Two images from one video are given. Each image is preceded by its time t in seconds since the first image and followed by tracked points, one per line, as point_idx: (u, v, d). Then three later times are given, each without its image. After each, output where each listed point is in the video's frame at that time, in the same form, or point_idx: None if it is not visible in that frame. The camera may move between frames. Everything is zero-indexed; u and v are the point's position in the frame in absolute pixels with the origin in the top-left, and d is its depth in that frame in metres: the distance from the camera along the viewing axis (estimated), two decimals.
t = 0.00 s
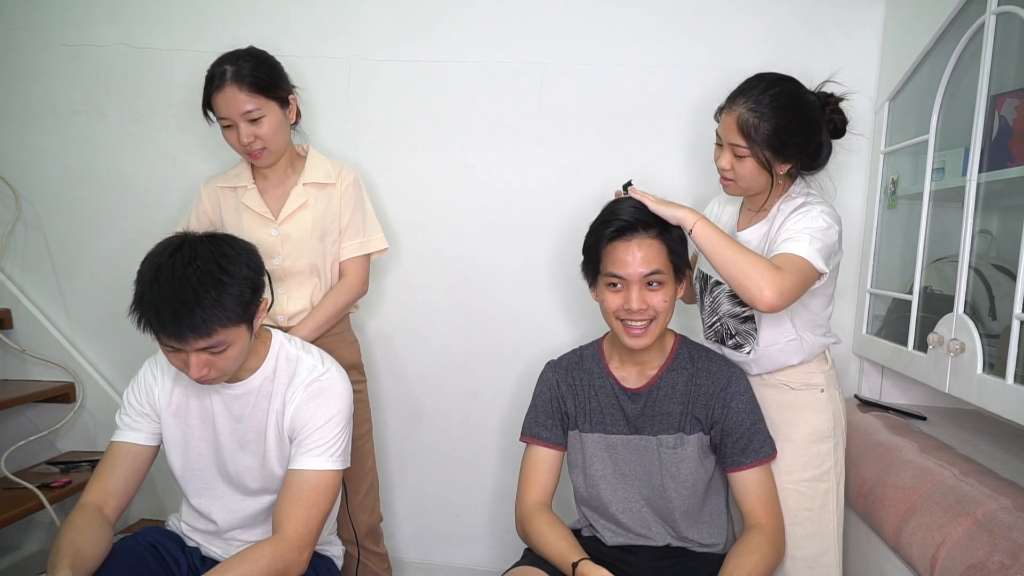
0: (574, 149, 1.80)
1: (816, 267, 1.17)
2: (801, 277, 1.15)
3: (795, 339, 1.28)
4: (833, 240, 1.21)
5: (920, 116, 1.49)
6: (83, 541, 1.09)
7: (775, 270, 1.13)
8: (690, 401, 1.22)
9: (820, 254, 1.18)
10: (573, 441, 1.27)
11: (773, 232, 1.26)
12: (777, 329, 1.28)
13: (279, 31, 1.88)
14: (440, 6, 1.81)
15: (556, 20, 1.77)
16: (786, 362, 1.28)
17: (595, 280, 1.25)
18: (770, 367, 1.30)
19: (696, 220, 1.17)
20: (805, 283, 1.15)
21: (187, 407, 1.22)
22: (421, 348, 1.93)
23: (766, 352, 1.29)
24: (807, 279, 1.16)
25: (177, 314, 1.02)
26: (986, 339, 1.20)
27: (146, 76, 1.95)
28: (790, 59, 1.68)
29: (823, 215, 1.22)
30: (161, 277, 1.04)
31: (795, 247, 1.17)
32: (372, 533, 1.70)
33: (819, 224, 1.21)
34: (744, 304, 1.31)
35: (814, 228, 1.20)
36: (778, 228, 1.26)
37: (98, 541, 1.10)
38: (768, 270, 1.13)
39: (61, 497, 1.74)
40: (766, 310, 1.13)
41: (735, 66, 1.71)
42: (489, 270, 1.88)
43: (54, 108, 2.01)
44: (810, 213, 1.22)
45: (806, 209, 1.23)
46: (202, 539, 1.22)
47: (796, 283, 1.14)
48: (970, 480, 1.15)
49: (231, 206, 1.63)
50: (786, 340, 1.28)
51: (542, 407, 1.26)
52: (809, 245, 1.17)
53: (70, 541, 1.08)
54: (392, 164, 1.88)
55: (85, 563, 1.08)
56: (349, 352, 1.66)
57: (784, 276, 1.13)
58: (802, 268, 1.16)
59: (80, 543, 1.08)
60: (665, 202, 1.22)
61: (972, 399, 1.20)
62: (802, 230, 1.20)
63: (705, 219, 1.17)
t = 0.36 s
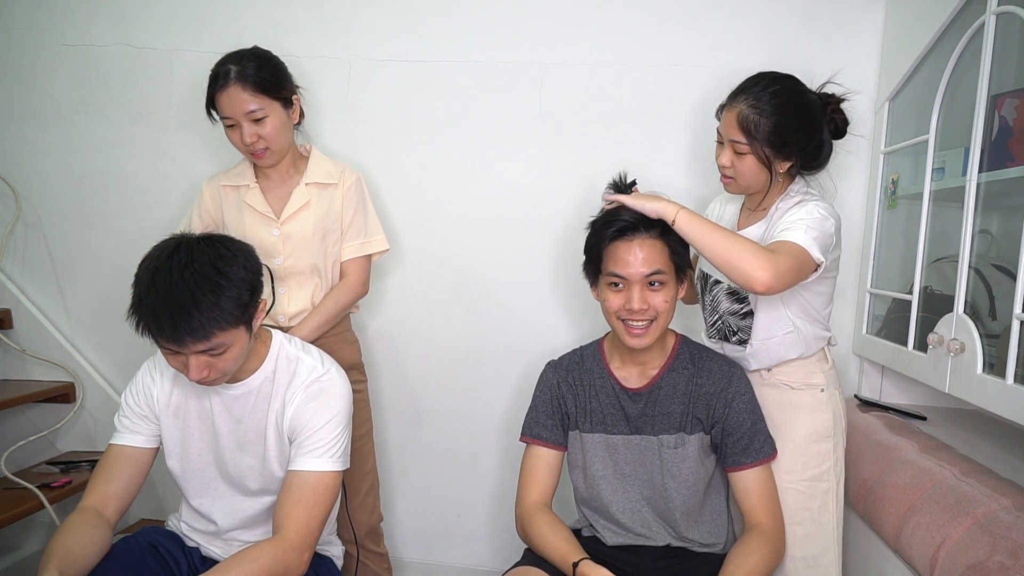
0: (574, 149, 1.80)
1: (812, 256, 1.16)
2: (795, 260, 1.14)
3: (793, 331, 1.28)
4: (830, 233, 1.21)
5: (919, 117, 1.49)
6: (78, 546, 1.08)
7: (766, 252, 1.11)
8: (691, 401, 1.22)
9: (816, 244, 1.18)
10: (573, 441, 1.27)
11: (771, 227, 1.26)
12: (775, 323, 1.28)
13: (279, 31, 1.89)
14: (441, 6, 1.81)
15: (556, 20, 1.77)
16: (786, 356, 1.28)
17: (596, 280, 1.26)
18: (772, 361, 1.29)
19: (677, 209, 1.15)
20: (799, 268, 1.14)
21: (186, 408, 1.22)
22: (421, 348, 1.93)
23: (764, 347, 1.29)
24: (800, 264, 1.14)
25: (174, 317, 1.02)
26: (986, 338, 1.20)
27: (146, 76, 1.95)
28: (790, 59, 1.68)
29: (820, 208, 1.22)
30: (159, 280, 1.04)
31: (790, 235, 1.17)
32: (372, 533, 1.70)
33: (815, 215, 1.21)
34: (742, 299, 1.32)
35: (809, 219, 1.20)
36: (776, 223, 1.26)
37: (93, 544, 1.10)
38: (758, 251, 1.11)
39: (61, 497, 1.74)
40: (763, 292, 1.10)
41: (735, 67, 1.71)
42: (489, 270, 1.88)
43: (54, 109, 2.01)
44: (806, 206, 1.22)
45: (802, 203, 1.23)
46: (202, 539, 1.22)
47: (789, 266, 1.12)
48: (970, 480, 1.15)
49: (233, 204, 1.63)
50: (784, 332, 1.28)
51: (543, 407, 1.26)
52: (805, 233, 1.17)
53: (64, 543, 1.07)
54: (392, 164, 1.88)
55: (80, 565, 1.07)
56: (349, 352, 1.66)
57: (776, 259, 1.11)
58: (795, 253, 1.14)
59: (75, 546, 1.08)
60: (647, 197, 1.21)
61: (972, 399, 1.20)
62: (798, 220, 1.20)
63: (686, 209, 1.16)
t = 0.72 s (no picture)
0: (574, 149, 1.80)
1: (799, 269, 1.16)
2: (780, 275, 1.14)
3: (789, 337, 1.28)
4: (821, 242, 1.20)
5: (919, 117, 1.49)
6: (77, 547, 1.08)
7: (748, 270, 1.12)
8: (692, 401, 1.22)
9: (805, 255, 1.17)
10: (573, 441, 1.27)
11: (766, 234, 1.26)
12: (766, 329, 1.29)
13: (279, 31, 1.89)
14: (441, 6, 1.81)
15: (556, 20, 1.77)
16: (782, 361, 1.29)
17: (597, 280, 1.26)
18: (770, 366, 1.30)
19: (659, 227, 1.14)
20: (784, 282, 1.14)
21: (187, 407, 1.22)
22: (421, 348, 1.93)
23: (759, 353, 1.30)
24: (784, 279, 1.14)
25: (176, 318, 1.02)
26: (986, 339, 1.20)
27: (146, 76, 1.95)
28: (790, 59, 1.69)
29: (812, 217, 1.21)
30: (160, 280, 1.04)
31: (778, 248, 1.17)
32: (371, 533, 1.70)
33: (806, 224, 1.20)
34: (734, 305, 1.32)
35: (800, 229, 1.19)
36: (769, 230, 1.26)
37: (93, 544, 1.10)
38: (739, 269, 1.11)
39: (61, 497, 1.74)
40: (746, 309, 1.11)
41: (735, 67, 1.71)
42: (489, 270, 1.88)
43: (54, 109, 2.01)
44: (796, 215, 1.21)
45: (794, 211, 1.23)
46: (202, 538, 1.22)
47: (773, 282, 1.12)
48: (969, 480, 1.15)
49: (236, 203, 1.63)
50: (780, 339, 1.28)
51: (543, 407, 1.26)
52: (793, 246, 1.17)
53: (65, 543, 1.08)
54: (393, 164, 1.88)
55: (81, 566, 1.07)
56: (349, 352, 1.66)
57: (757, 275, 1.11)
58: (780, 268, 1.14)
59: (75, 546, 1.08)
60: (629, 216, 1.20)
61: (972, 399, 1.21)
62: (787, 231, 1.19)
63: (666, 226, 1.14)
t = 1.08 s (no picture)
0: (574, 149, 1.80)
1: (795, 280, 1.16)
2: (772, 287, 1.13)
3: (791, 342, 1.28)
4: (820, 251, 1.19)
5: (919, 116, 1.49)
6: (79, 546, 1.08)
7: (738, 281, 1.12)
8: (692, 401, 1.22)
9: (802, 266, 1.17)
10: (574, 441, 1.27)
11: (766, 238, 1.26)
12: (769, 333, 1.28)
13: (279, 31, 1.89)
14: (441, 6, 1.81)
15: (556, 20, 1.77)
16: (786, 366, 1.28)
17: (596, 281, 1.26)
18: (772, 370, 1.30)
19: (650, 238, 1.14)
20: (776, 295, 1.14)
21: (188, 407, 1.22)
22: (421, 348, 1.93)
23: (762, 356, 1.29)
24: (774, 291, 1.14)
25: (177, 317, 1.02)
26: (986, 339, 1.20)
27: (146, 76, 1.95)
28: (790, 59, 1.68)
29: (813, 224, 1.21)
30: (160, 279, 1.04)
31: (775, 258, 1.17)
32: (372, 533, 1.70)
33: (806, 233, 1.19)
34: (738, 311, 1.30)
35: (798, 238, 1.19)
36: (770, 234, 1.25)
37: (93, 544, 1.10)
38: (730, 282, 1.11)
39: (61, 497, 1.74)
40: (736, 321, 1.11)
41: (735, 66, 1.71)
42: (489, 270, 1.88)
43: (54, 109, 2.01)
44: (796, 222, 1.21)
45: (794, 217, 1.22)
46: (202, 538, 1.22)
47: (763, 294, 1.12)
48: (969, 480, 1.15)
49: (240, 203, 1.63)
50: (782, 344, 1.28)
51: (543, 407, 1.26)
52: (789, 256, 1.16)
53: (65, 543, 1.08)
54: (393, 164, 1.88)
55: (81, 567, 1.07)
56: (350, 353, 1.66)
57: (748, 286, 1.12)
58: (771, 280, 1.14)
59: (76, 546, 1.08)
60: (619, 224, 1.19)
61: (972, 399, 1.21)
62: (785, 240, 1.19)
63: (659, 236, 1.14)
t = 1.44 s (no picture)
0: (574, 149, 1.80)
1: (782, 284, 1.16)
2: (759, 294, 1.14)
3: (788, 344, 1.27)
4: (810, 255, 1.19)
5: (919, 116, 1.49)
6: (78, 546, 1.08)
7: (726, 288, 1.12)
8: (692, 402, 1.22)
9: (791, 271, 1.16)
10: (574, 441, 1.27)
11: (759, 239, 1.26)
12: (765, 335, 1.28)
13: (279, 31, 1.89)
14: (441, 6, 1.81)
15: (556, 20, 1.77)
16: (784, 367, 1.28)
17: (593, 283, 1.26)
18: (769, 371, 1.30)
19: (638, 242, 1.14)
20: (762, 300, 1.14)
21: (188, 407, 1.22)
22: (421, 348, 1.93)
23: (759, 359, 1.30)
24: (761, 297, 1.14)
25: (178, 314, 1.02)
26: (986, 339, 1.20)
27: (146, 76, 1.95)
28: (790, 59, 1.68)
29: (802, 227, 1.20)
30: (162, 277, 1.04)
31: (763, 263, 1.16)
32: (372, 534, 1.70)
33: (795, 237, 1.19)
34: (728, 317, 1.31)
35: (787, 243, 1.18)
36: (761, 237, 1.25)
37: (93, 544, 1.10)
38: (717, 289, 1.11)
39: (61, 497, 1.74)
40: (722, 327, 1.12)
41: (735, 66, 1.71)
42: (489, 270, 1.88)
43: (54, 108, 2.01)
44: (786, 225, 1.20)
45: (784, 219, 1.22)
46: (202, 538, 1.22)
47: (749, 301, 1.13)
48: (969, 480, 1.15)
49: (243, 203, 1.63)
50: (778, 346, 1.28)
51: (543, 408, 1.26)
52: (777, 261, 1.16)
53: (65, 543, 1.08)
54: (393, 164, 1.88)
55: (80, 567, 1.07)
56: (351, 353, 1.66)
57: (736, 293, 1.12)
58: (756, 285, 1.14)
59: (76, 546, 1.08)
60: (608, 228, 1.20)
61: (972, 399, 1.21)
62: (774, 245, 1.18)
63: (649, 240, 1.15)
